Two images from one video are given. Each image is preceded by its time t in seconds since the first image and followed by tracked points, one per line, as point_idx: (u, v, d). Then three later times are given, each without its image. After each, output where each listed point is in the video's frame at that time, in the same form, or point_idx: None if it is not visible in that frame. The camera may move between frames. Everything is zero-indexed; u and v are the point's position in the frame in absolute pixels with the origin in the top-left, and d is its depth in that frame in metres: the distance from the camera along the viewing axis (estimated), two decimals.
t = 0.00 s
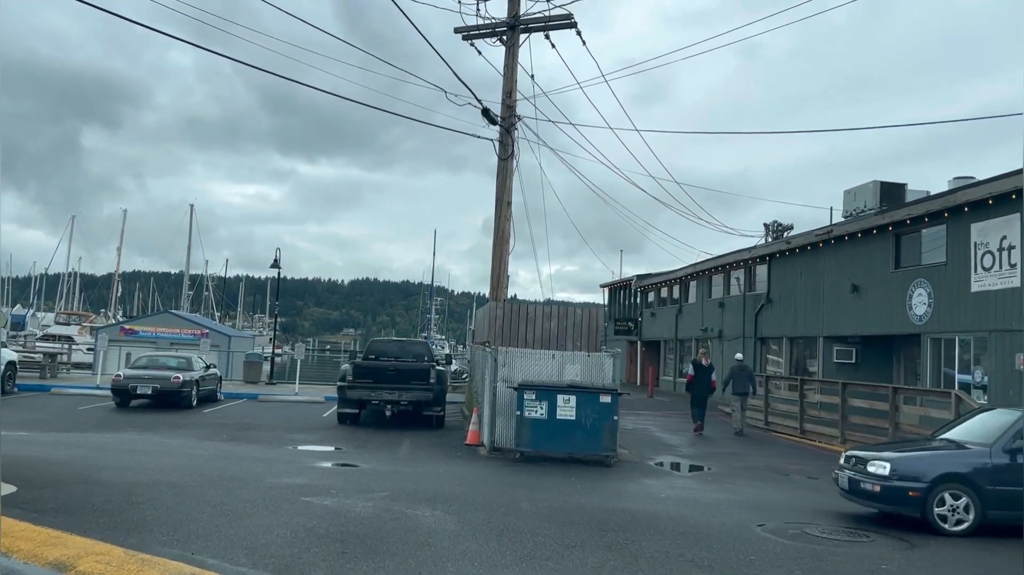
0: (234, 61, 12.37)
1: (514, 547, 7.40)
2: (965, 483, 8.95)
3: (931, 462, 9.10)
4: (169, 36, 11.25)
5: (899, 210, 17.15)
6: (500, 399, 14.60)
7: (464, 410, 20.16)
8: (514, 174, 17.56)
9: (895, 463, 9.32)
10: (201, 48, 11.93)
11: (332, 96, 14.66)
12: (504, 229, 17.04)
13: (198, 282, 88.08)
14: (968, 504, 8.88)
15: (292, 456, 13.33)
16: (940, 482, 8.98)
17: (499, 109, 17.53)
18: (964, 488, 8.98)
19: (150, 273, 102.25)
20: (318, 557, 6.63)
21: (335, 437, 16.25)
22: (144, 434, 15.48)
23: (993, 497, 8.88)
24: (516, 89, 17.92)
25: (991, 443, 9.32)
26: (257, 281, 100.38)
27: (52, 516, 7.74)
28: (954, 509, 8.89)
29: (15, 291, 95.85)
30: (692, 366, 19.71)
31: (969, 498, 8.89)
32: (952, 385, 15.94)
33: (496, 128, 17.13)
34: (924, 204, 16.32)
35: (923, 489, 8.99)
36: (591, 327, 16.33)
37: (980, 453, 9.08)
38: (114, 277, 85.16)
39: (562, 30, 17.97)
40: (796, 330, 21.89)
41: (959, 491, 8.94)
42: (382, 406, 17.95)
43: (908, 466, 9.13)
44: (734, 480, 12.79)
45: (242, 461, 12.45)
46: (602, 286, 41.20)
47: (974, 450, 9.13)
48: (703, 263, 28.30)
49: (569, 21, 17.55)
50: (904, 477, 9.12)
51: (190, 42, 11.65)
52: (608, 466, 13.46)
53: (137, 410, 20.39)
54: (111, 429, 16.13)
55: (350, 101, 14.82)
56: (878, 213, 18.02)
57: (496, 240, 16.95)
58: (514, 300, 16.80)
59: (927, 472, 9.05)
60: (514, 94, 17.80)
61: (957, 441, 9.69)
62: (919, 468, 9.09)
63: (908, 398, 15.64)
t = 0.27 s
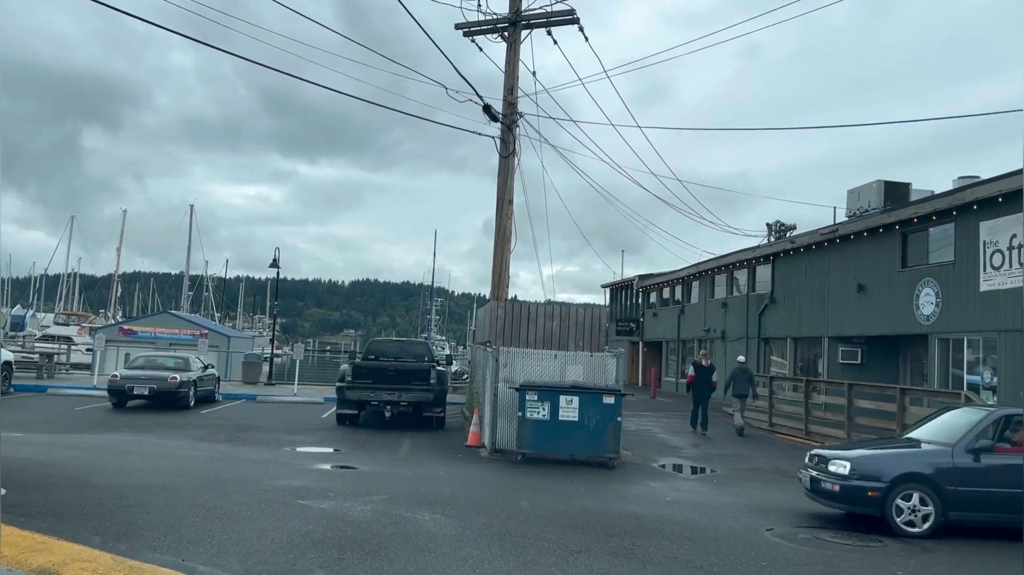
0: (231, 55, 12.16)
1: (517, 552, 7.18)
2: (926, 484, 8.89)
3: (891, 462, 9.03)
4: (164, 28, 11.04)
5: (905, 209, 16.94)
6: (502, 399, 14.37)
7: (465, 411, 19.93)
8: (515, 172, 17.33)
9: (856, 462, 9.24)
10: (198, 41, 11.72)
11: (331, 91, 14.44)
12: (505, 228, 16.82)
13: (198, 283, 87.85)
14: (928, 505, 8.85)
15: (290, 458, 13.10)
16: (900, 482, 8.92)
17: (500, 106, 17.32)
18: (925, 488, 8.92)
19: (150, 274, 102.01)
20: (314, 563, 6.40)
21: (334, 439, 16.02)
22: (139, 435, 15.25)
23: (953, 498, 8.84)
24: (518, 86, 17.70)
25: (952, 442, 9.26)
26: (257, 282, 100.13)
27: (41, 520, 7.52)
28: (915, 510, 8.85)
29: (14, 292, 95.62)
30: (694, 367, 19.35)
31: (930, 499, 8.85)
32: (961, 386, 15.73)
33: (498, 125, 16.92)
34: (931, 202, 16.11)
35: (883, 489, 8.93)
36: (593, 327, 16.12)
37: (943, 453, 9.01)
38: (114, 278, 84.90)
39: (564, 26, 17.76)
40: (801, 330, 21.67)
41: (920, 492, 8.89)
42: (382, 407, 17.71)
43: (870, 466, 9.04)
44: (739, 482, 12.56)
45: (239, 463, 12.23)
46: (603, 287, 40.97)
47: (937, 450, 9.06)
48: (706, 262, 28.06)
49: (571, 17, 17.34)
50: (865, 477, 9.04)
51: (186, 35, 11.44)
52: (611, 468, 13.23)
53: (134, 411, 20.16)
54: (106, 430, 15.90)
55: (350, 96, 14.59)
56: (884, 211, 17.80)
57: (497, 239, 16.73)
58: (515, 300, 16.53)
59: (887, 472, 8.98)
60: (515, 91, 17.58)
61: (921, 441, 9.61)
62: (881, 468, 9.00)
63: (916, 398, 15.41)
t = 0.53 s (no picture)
0: (230, 51, 12.00)
1: (519, 557, 7.01)
2: (870, 482, 8.84)
3: (835, 460, 8.99)
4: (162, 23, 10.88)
5: (910, 208, 16.78)
6: (503, 400, 14.21)
7: (465, 412, 19.77)
8: (516, 171, 17.17)
9: (801, 460, 9.21)
10: (196, 36, 11.57)
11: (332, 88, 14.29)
12: (507, 227, 16.67)
13: (198, 283, 87.70)
14: (872, 505, 8.80)
15: (288, 459, 12.93)
16: (843, 480, 8.89)
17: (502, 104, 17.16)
18: (868, 486, 8.89)
19: (150, 275, 101.86)
20: (311, 569, 6.22)
21: (333, 440, 15.86)
22: (136, 436, 15.09)
23: (897, 497, 8.79)
24: (519, 84, 17.54)
25: (899, 439, 9.19)
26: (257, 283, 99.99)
27: (32, 524, 7.35)
28: (858, 509, 8.81)
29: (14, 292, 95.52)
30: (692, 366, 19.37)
31: (874, 498, 8.80)
32: (967, 386, 15.56)
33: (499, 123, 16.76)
34: (937, 201, 15.94)
35: (826, 487, 8.90)
36: (595, 327, 15.96)
37: (889, 451, 8.95)
38: (114, 279, 84.72)
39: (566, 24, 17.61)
40: (804, 330, 21.52)
41: (864, 491, 8.85)
42: (381, 408, 17.54)
43: (814, 464, 9.02)
44: (743, 485, 12.40)
45: (237, 464, 12.06)
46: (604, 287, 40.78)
47: (882, 448, 9.00)
48: (708, 262, 27.89)
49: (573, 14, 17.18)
50: (809, 475, 9.01)
51: (183, 31, 11.28)
52: (613, 470, 13.06)
53: (132, 411, 20.00)
54: (103, 430, 15.73)
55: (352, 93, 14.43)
56: (889, 210, 17.64)
57: (499, 237, 16.57)
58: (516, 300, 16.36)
59: (831, 470, 8.95)
60: (516, 89, 17.42)
61: (870, 437, 9.56)
62: (825, 466, 8.97)
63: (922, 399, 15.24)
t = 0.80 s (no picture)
0: (229, 48, 11.88)
1: (521, 560, 6.89)
2: (799, 478, 8.91)
3: (764, 455, 9.08)
4: (160, 20, 10.76)
5: (914, 208, 16.67)
6: (505, 401, 14.10)
7: (466, 413, 19.65)
8: (517, 170, 17.04)
9: (733, 456, 9.29)
10: (194, 33, 11.45)
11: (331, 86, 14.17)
12: (508, 226, 16.55)
13: (198, 284, 87.57)
14: (801, 500, 8.86)
15: (286, 460, 12.81)
16: (772, 475, 8.97)
17: (503, 103, 17.04)
18: (797, 482, 8.96)
19: (150, 276, 101.72)
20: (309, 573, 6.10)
21: (332, 441, 15.73)
22: (134, 437, 14.97)
23: (826, 492, 8.86)
24: (521, 83, 17.41)
25: (833, 435, 9.26)
26: (257, 284, 99.84)
27: (25, 527, 7.22)
28: (787, 505, 8.88)
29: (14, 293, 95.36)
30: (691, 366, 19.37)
31: (803, 493, 8.87)
32: (972, 388, 15.43)
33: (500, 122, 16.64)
34: (941, 201, 15.82)
35: (757, 483, 8.97)
36: (597, 328, 15.84)
37: (820, 447, 9.03)
38: (114, 279, 84.57)
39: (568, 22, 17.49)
40: (806, 331, 21.40)
41: (793, 487, 8.92)
42: (381, 409, 17.40)
43: (745, 460, 9.11)
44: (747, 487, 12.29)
45: (235, 466, 11.94)
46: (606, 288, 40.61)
47: (814, 444, 9.08)
48: (710, 262, 27.76)
49: (575, 12, 17.06)
50: (741, 471, 9.10)
51: (182, 27, 11.16)
52: (616, 472, 12.94)
53: (130, 412, 19.87)
54: (101, 431, 15.60)
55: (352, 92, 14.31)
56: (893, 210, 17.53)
57: (500, 237, 16.45)
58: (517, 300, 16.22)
59: (761, 465, 9.03)
60: (518, 87, 17.30)
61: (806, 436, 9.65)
62: (755, 462, 9.06)
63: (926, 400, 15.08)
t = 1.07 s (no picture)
0: (227, 46, 11.78)
1: (523, 564, 6.76)
2: (717, 474, 8.97)
3: (683, 451, 9.14)
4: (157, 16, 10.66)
5: (918, 208, 16.56)
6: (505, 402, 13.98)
7: (466, 414, 19.53)
8: (518, 170, 16.94)
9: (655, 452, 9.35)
10: (192, 30, 11.34)
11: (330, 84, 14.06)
12: (509, 226, 16.44)
13: (198, 285, 87.46)
14: (718, 497, 8.90)
15: (285, 462, 12.70)
16: (690, 471, 9.03)
17: (503, 102, 16.93)
18: (716, 478, 9.02)
19: (150, 277, 101.62)
20: None
21: (331, 443, 15.62)
22: (131, 438, 14.85)
23: (745, 489, 8.91)
24: (521, 82, 17.31)
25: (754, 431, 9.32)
26: (257, 285, 99.74)
27: (18, 530, 7.09)
28: (705, 500, 8.91)
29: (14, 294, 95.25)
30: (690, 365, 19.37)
31: (720, 489, 8.92)
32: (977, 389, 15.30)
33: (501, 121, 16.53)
34: (945, 200, 15.70)
35: (675, 479, 9.03)
36: (598, 328, 15.73)
37: (739, 443, 9.08)
38: (114, 280, 84.41)
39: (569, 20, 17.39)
40: (808, 332, 21.28)
41: (710, 482, 8.97)
42: (381, 411, 17.28)
43: (663, 456, 9.16)
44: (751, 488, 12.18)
45: (233, 468, 11.82)
46: (606, 289, 40.49)
47: (734, 440, 9.13)
48: (711, 263, 27.64)
49: (576, 11, 16.96)
50: (660, 466, 9.15)
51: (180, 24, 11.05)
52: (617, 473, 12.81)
53: (129, 413, 19.75)
54: (99, 433, 15.48)
55: (352, 91, 14.21)
56: (896, 210, 17.42)
57: (501, 237, 16.34)
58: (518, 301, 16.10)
59: (680, 462, 9.09)
60: (519, 86, 17.19)
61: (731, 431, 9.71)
62: (672, 458, 9.12)
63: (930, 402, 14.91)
